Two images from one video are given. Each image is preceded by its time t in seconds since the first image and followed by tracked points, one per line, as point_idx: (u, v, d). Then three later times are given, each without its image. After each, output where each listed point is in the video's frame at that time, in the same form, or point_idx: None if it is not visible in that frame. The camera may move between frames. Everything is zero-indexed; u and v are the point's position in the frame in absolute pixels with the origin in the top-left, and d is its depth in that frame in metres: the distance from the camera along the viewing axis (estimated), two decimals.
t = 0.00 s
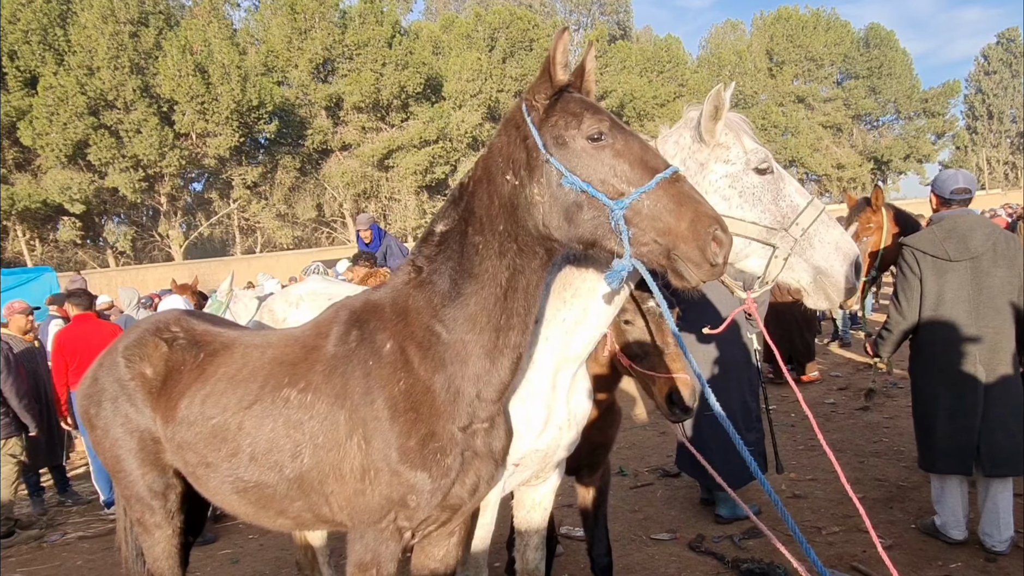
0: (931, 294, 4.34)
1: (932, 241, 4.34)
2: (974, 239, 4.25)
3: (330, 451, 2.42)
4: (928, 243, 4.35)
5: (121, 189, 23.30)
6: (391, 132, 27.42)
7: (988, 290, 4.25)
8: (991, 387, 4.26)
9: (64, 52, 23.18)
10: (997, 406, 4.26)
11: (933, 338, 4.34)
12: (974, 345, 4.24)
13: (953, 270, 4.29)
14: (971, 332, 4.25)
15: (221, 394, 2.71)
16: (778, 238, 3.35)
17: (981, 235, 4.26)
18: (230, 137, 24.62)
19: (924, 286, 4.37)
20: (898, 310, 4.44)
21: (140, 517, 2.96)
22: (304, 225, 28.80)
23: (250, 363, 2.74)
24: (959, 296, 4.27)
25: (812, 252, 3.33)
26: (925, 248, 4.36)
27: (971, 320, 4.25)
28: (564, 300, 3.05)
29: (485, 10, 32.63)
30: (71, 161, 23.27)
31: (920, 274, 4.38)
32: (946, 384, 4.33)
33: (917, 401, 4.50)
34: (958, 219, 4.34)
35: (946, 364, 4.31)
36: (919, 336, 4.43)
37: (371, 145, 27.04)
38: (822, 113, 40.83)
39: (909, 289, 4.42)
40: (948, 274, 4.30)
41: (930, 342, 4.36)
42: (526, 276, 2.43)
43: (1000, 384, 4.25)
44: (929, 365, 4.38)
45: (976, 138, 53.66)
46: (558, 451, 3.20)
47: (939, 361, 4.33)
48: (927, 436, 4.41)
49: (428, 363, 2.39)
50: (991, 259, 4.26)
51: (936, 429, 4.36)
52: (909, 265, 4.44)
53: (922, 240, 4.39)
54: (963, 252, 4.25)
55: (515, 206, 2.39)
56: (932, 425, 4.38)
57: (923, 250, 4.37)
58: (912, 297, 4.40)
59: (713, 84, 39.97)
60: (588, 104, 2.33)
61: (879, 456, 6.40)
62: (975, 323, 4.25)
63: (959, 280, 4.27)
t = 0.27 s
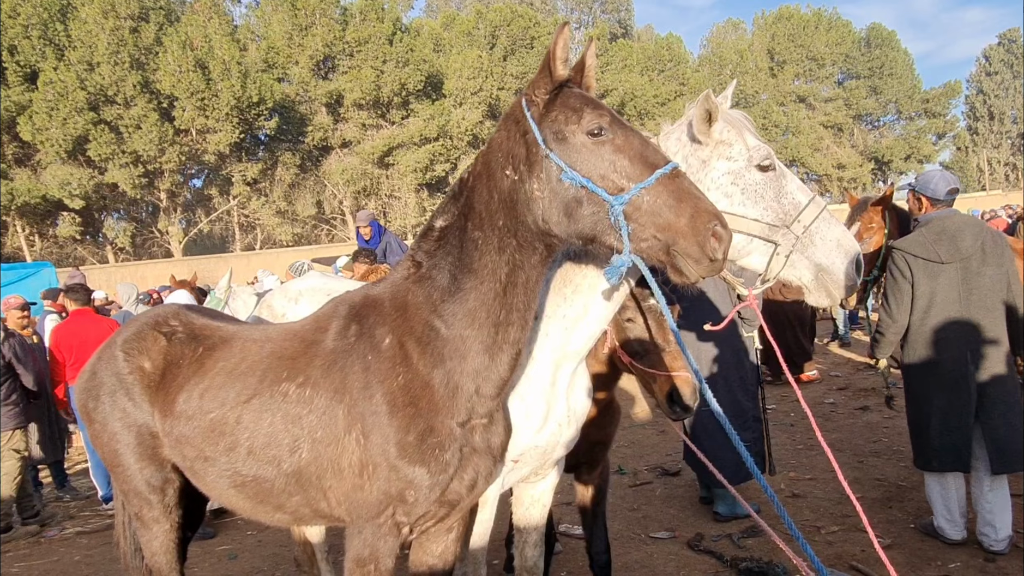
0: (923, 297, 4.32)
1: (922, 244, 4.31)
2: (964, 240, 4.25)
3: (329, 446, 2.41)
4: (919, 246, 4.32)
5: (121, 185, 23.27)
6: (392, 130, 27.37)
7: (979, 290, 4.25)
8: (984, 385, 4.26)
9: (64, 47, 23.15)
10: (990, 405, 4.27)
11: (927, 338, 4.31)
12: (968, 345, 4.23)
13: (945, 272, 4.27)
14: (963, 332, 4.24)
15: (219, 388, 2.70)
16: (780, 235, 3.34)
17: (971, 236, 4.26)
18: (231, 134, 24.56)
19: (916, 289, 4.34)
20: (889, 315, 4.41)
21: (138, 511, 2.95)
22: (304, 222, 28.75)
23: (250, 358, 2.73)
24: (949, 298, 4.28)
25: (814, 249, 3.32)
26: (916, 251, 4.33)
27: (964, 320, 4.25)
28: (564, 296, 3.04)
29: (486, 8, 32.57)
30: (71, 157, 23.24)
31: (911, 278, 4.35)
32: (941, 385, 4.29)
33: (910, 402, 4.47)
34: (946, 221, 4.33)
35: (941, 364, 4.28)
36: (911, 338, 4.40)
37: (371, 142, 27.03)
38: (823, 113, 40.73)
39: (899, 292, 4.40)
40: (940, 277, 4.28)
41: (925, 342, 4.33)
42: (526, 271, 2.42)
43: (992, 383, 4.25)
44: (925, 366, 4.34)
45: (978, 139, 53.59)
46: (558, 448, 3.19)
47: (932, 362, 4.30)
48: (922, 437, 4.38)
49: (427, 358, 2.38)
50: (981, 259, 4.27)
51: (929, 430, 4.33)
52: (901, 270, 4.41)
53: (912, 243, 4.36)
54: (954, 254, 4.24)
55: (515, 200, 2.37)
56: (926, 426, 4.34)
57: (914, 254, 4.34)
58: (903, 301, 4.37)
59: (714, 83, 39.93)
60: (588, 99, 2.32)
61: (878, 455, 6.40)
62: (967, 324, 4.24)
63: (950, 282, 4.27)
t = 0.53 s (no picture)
0: (917, 298, 4.31)
1: (912, 246, 4.32)
2: (953, 240, 4.30)
3: (328, 443, 2.41)
4: (910, 248, 4.32)
5: (121, 182, 23.28)
6: (392, 128, 27.36)
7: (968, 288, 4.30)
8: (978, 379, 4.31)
9: (65, 44, 23.18)
10: (986, 401, 4.30)
11: (923, 337, 4.31)
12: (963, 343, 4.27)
13: (937, 273, 4.29)
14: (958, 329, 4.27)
15: (219, 385, 2.69)
16: (780, 234, 3.33)
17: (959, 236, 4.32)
18: (231, 131, 24.55)
19: (911, 290, 4.33)
20: (883, 317, 4.40)
21: (138, 507, 2.94)
22: (304, 220, 28.75)
23: (249, 354, 2.73)
24: (942, 298, 4.28)
25: (814, 249, 3.32)
26: (907, 253, 4.33)
27: (957, 319, 4.28)
28: (565, 294, 3.03)
29: (487, 7, 32.55)
30: (71, 154, 23.23)
31: (905, 280, 4.33)
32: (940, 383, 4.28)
33: (908, 403, 4.44)
34: (930, 223, 4.37)
35: (939, 363, 4.28)
36: (906, 338, 4.39)
37: (372, 141, 27.04)
38: (824, 113, 40.73)
39: (891, 296, 4.37)
40: (933, 278, 4.29)
41: (922, 342, 4.32)
42: (525, 269, 2.42)
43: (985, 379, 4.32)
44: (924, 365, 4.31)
45: (978, 140, 53.58)
46: (558, 446, 3.18)
47: (931, 361, 4.29)
48: (923, 436, 4.36)
49: (426, 355, 2.38)
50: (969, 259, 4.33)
51: (931, 430, 4.31)
52: (891, 273, 4.39)
53: (902, 246, 4.36)
54: (945, 254, 4.28)
55: (514, 198, 2.37)
56: (928, 426, 4.32)
57: (905, 256, 4.33)
58: (895, 303, 4.35)
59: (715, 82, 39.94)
60: (588, 98, 2.31)
61: (878, 455, 6.39)
62: (962, 322, 4.29)
63: (942, 282, 4.28)
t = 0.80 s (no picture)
0: (917, 297, 4.30)
1: (910, 246, 4.30)
2: (950, 239, 4.31)
3: (326, 439, 2.40)
4: (908, 248, 4.31)
5: (120, 178, 23.24)
6: (392, 126, 27.32)
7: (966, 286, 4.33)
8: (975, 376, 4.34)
9: (64, 40, 23.12)
10: (983, 397, 4.34)
11: (924, 336, 4.30)
12: (963, 340, 4.28)
13: (936, 271, 4.29)
14: (958, 327, 4.28)
15: (217, 381, 2.68)
16: (781, 233, 3.32)
17: (955, 234, 4.34)
18: (231, 128, 24.52)
19: (910, 290, 4.31)
20: (881, 317, 4.36)
21: (136, 504, 2.93)
22: (303, 217, 28.72)
23: (248, 351, 2.72)
24: (942, 297, 4.28)
25: (815, 248, 3.30)
26: (905, 252, 4.31)
27: (958, 316, 4.29)
28: (565, 292, 3.02)
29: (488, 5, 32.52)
30: (71, 150, 23.16)
31: (904, 280, 4.32)
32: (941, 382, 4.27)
33: (908, 401, 4.41)
34: (926, 223, 4.36)
35: (941, 361, 4.27)
36: (906, 336, 4.38)
37: (372, 138, 27.00)
38: (824, 113, 40.74)
39: (890, 295, 4.34)
40: (932, 276, 4.28)
41: (922, 341, 4.31)
42: (525, 266, 2.41)
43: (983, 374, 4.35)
44: (925, 364, 4.30)
45: (978, 140, 53.56)
46: (558, 444, 3.18)
47: (935, 359, 4.28)
48: (924, 436, 4.33)
49: (425, 351, 2.36)
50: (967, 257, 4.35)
51: (933, 427, 4.28)
52: (889, 273, 4.37)
53: (900, 246, 4.34)
54: (944, 252, 4.28)
55: (513, 195, 2.36)
56: (929, 425, 4.31)
57: (903, 255, 4.32)
58: (894, 303, 4.32)
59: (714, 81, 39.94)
60: (586, 95, 2.30)
61: (877, 455, 6.39)
62: (962, 320, 4.29)
63: (941, 280, 4.28)
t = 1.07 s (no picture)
0: (924, 294, 4.28)
1: (921, 242, 4.26)
2: (958, 236, 4.29)
3: (328, 436, 2.39)
4: (918, 244, 4.26)
5: (120, 175, 23.21)
6: (392, 124, 27.28)
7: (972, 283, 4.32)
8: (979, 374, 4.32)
9: (64, 37, 23.06)
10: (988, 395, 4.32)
11: (928, 333, 4.29)
12: (967, 338, 4.26)
13: (944, 269, 4.26)
14: (963, 324, 4.27)
15: (218, 377, 2.67)
16: (786, 230, 3.31)
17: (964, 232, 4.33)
18: (230, 125, 24.49)
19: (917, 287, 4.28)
20: (887, 313, 4.30)
21: (136, 501, 2.92)
22: (303, 215, 28.70)
23: (249, 347, 2.71)
24: (949, 294, 4.27)
25: (820, 246, 3.30)
26: (915, 249, 4.27)
27: (963, 314, 4.27)
28: (568, 290, 3.02)
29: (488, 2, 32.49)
30: (71, 147, 23.15)
31: (913, 277, 4.27)
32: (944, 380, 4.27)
33: (910, 399, 4.41)
34: (937, 219, 4.33)
35: (945, 359, 4.26)
36: (912, 333, 4.36)
37: (372, 136, 26.97)
38: (824, 112, 40.72)
39: (897, 292, 4.27)
40: (940, 273, 4.26)
41: (926, 338, 4.31)
42: (528, 263, 2.40)
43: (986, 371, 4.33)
44: (929, 363, 4.29)
45: (979, 139, 53.49)
46: (560, 441, 3.17)
47: (939, 357, 4.27)
48: (927, 434, 4.34)
49: (427, 348, 2.36)
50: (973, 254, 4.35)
51: (936, 428, 4.28)
52: (898, 269, 4.30)
53: (910, 242, 4.29)
54: (953, 250, 4.26)
55: (515, 192, 2.34)
56: (933, 423, 4.30)
57: (913, 252, 4.26)
58: (901, 299, 4.26)
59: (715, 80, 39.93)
60: (589, 91, 2.29)
61: (878, 454, 6.39)
62: (968, 317, 4.27)
63: (949, 277, 4.26)
